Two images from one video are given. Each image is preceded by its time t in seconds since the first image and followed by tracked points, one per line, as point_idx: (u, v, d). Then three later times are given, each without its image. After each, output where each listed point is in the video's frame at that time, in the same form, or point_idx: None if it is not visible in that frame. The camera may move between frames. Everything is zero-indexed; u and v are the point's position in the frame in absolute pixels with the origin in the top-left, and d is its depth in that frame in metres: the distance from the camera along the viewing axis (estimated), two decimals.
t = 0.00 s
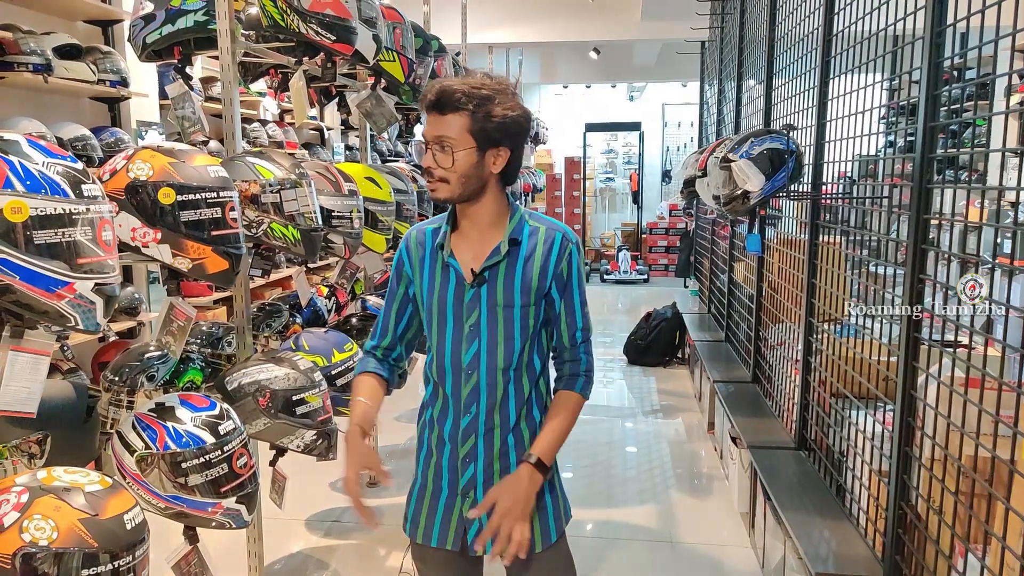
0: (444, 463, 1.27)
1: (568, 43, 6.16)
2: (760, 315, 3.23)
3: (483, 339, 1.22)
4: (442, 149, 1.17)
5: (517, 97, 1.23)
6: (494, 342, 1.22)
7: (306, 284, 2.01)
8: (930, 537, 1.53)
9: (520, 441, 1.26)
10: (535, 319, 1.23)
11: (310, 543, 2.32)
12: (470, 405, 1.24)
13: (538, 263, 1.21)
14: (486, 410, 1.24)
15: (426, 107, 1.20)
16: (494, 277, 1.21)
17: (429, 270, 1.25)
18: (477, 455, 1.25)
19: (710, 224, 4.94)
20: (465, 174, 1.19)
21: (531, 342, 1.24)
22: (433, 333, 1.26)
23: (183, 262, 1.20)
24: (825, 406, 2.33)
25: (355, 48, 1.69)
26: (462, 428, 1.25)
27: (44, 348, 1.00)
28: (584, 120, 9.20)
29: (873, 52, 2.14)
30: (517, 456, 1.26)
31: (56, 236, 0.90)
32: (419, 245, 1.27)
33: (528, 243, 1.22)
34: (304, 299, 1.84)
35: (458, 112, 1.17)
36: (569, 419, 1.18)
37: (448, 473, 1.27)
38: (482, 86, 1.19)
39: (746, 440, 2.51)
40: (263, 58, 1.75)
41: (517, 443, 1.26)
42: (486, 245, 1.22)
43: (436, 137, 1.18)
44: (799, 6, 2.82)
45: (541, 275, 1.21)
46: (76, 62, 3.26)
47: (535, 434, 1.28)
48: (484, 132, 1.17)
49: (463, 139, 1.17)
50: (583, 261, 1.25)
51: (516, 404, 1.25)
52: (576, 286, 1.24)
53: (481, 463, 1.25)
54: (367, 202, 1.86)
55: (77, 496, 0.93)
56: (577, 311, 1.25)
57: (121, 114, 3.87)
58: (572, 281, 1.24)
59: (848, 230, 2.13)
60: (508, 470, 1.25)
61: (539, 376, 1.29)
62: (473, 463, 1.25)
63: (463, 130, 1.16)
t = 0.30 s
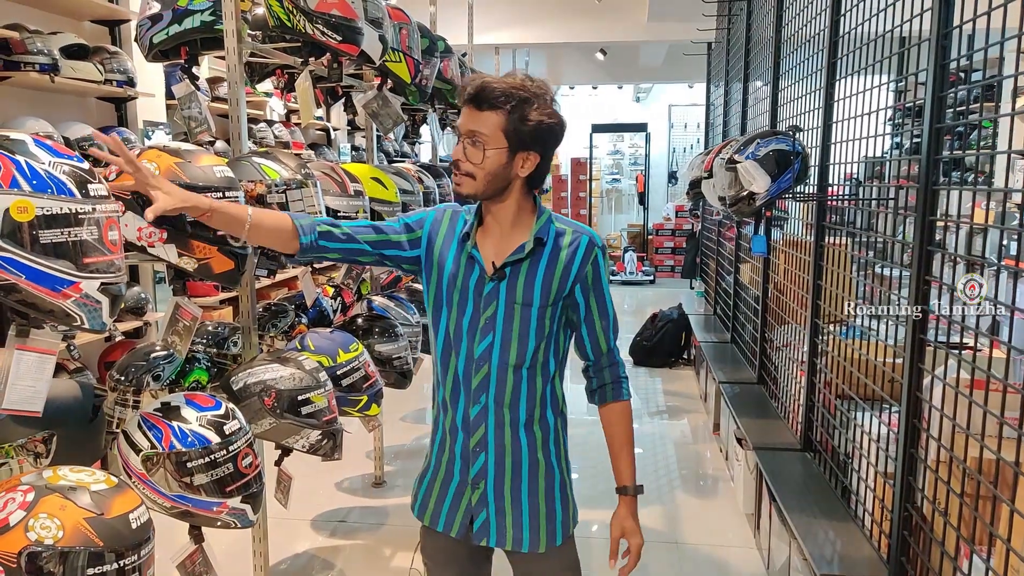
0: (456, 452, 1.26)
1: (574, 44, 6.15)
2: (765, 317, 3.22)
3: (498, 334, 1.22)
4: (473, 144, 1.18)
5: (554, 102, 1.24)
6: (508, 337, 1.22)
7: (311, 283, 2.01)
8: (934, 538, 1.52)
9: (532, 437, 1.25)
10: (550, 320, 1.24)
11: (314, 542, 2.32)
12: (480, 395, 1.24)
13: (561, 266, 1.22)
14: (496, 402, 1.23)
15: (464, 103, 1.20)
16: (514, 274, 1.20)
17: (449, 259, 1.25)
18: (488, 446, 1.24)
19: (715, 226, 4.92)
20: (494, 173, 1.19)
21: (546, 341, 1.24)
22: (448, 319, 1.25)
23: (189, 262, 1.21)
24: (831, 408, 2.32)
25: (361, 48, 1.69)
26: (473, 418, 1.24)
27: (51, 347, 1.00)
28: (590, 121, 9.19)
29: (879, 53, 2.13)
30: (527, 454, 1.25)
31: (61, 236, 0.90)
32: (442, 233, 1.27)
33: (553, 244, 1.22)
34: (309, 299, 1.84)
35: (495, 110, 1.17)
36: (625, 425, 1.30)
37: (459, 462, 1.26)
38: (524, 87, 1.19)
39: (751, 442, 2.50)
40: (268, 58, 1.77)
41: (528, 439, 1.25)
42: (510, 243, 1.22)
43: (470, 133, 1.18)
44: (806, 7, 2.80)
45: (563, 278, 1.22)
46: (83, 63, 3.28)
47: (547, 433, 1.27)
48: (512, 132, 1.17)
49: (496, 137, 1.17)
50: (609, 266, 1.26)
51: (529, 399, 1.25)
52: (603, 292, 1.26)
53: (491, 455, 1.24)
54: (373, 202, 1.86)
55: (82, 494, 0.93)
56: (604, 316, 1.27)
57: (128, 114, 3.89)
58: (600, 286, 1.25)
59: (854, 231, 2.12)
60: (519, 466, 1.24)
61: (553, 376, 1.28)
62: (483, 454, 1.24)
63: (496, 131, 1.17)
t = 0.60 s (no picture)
0: (500, 451, 1.30)
1: (576, 46, 6.15)
2: (768, 318, 3.21)
3: (543, 337, 1.25)
4: (534, 145, 1.20)
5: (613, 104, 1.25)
6: (553, 341, 1.24)
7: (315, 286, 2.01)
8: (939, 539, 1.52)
9: (577, 440, 1.28)
10: (598, 326, 1.26)
11: (318, 545, 2.32)
12: (525, 396, 1.27)
13: (608, 272, 1.24)
14: (541, 404, 1.27)
15: (526, 101, 1.22)
16: (563, 277, 1.23)
17: (501, 260, 1.29)
18: (532, 447, 1.28)
19: (718, 227, 4.92)
20: (555, 175, 1.21)
21: (592, 346, 1.27)
22: (497, 320, 1.30)
23: (194, 265, 1.21)
24: (835, 410, 2.32)
25: (365, 51, 1.69)
26: (519, 418, 1.28)
27: (56, 351, 1.00)
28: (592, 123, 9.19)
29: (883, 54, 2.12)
30: (571, 456, 1.28)
31: (69, 240, 0.90)
32: (495, 234, 1.32)
33: (603, 249, 1.24)
34: (314, 302, 1.84)
35: (559, 111, 1.19)
36: (628, 449, 1.22)
37: (503, 461, 1.30)
38: (588, 89, 1.21)
39: (755, 443, 2.49)
40: (272, 61, 1.78)
41: (573, 441, 1.28)
42: (560, 246, 1.25)
43: (533, 133, 1.20)
44: (808, 8, 2.80)
45: (610, 286, 1.24)
46: (87, 66, 3.29)
47: (592, 437, 1.30)
48: (574, 135, 1.19)
49: (560, 139, 1.19)
50: (656, 274, 1.26)
51: (574, 403, 1.27)
52: (645, 300, 1.25)
53: (535, 455, 1.27)
54: (378, 205, 1.86)
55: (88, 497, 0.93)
56: (641, 326, 1.25)
57: (131, 117, 3.90)
58: (643, 295, 1.25)
59: (857, 232, 2.11)
60: (562, 469, 1.28)
61: (598, 381, 1.31)
62: (527, 454, 1.28)
63: (558, 130, 1.19)
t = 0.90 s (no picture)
0: (527, 454, 1.32)
1: (579, 51, 6.17)
2: (772, 322, 3.20)
3: (572, 342, 1.25)
4: (573, 161, 1.20)
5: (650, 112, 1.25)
6: (582, 346, 1.25)
7: (320, 291, 2.02)
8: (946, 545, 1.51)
9: (603, 446, 1.28)
10: (628, 334, 1.25)
11: (322, 550, 2.32)
12: (554, 400, 1.28)
13: (641, 280, 1.23)
14: (569, 409, 1.27)
15: (564, 117, 1.22)
16: (593, 283, 1.24)
17: (534, 265, 1.31)
18: (558, 451, 1.28)
19: (721, 231, 4.92)
20: (594, 191, 1.21)
21: (622, 353, 1.26)
22: (530, 322, 1.32)
23: (200, 270, 1.21)
24: (840, 414, 2.31)
25: (370, 56, 1.69)
26: (546, 421, 1.29)
27: (64, 356, 1.00)
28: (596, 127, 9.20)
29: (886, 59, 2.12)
30: (597, 462, 1.28)
31: (77, 246, 0.90)
32: (530, 239, 1.34)
33: (636, 256, 1.24)
34: (318, 307, 1.85)
35: (598, 126, 1.19)
36: (669, 463, 1.20)
37: (529, 464, 1.31)
38: (628, 100, 1.19)
39: (760, 448, 2.49)
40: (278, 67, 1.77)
41: (599, 448, 1.28)
42: (593, 253, 1.26)
43: (572, 149, 1.20)
44: (811, 12, 2.80)
45: (641, 293, 1.23)
46: (92, 72, 3.31)
47: (620, 445, 1.30)
48: (611, 146, 1.19)
49: (600, 154, 1.19)
50: (691, 283, 1.23)
51: (602, 409, 1.27)
52: (679, 310, 1.22)
53: (561, 459, 1.28)
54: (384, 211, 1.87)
55: (95, 503, 0.94)
56: (674, 335, 1.22)
57: (136, 123, 3.92)
58: (676, 304, 1.22)
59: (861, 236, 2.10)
60: (587, 475, 1.28)
61: (628, 390, 1.30)
62: (553, 457, 1.28)
63: (596, 145, 1.19)
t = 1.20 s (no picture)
0: (528, 458, 1.31)
1: (578, 55, 6.18)
2: (771, 326, 3.21)
3: (578, 345, 1.25)
4: (588, 162, 1.20)
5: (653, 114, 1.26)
6: (588, 350, 1.25)
7: (319, 294, 2.02)
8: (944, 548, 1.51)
9: (606, 449, 1.28)
10: (633, 338, 1.26)
11: (321, 553, 2.32)
12: (557, 403, 1.27)
13: (648, 285, 1.24)
14: (572, 413, 1.27)
15: (572, 121, 1.22)
16: (601, 286, 1.24)
17: (540, 268, 1.31)
18: (560, 454, 1.27)
19: (721, 236, 4.92)
20: (610, 191, 1.22)
21: (627, 358, 1.27)
22: (534, 326, 1.31)
23: (200, 273, 1.21)
24: (838, 418, 2.31)
25: (371, 60, 1.69)
26: (549, 424, 1.28)
27: (63, 359, 1.00)
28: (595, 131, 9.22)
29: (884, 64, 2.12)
30: (599, 466, 1.28)
31: (77, 249, 0.90)
32: (537, 241, 1.34)
33: (643, 261, 1.24)
34: (318, 310, 1.85)
35: (610, 127, 1.20)
36: (702, 459, 1.28)
37: (530, 467, 1.30)
38: (634, 102, 1.21)
39: (759, 451, 2.49)
40: (278, 70, 1.78)
41: (603, 451, 1.28)
42: (600, 257, 1.26)
43: (585, 152, 1.20)
44: (810, 18, 2.81)
45: (649, 297, 1.24)
46: (91, 74, 3.31)
47: (622, 449, 1.30)
48: (619, 147, 1.20)
49: (613, 154, 1.20)
50: (699, 287, 1.26)
51: (605, 412, 1.27)
52: (689, 315, 1.25)
53: (563, 463, 1.27)
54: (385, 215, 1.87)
55: (94, 506, 0.93)
56: (690, 340, 1.26)
57: (136, 125, 3.92)
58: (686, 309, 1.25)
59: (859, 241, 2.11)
60: (589, 478, 1.27)
61: (631, 394, 1.31)
62: (555, 461, 1.28)
63: (610, 145, 1.20)
